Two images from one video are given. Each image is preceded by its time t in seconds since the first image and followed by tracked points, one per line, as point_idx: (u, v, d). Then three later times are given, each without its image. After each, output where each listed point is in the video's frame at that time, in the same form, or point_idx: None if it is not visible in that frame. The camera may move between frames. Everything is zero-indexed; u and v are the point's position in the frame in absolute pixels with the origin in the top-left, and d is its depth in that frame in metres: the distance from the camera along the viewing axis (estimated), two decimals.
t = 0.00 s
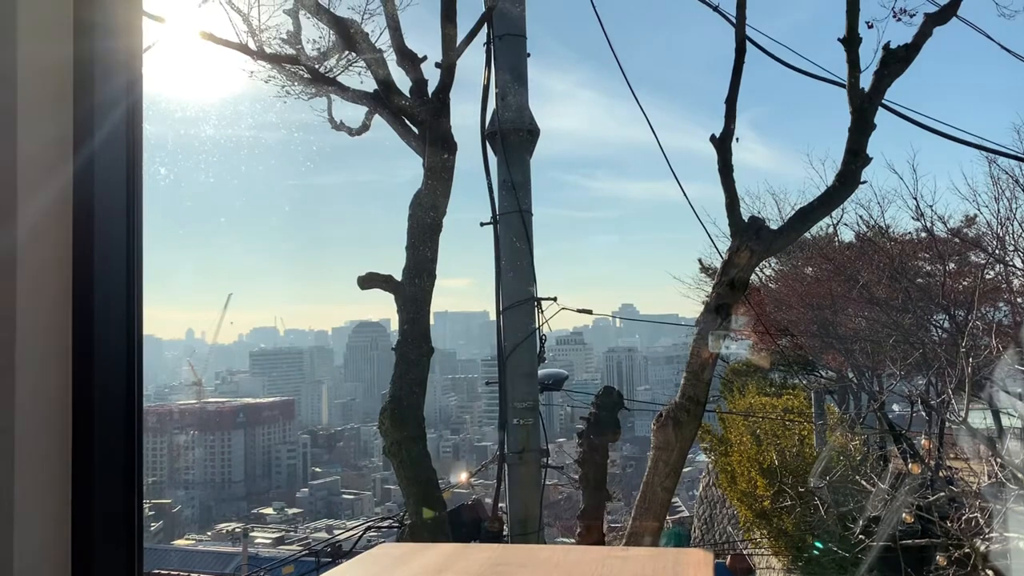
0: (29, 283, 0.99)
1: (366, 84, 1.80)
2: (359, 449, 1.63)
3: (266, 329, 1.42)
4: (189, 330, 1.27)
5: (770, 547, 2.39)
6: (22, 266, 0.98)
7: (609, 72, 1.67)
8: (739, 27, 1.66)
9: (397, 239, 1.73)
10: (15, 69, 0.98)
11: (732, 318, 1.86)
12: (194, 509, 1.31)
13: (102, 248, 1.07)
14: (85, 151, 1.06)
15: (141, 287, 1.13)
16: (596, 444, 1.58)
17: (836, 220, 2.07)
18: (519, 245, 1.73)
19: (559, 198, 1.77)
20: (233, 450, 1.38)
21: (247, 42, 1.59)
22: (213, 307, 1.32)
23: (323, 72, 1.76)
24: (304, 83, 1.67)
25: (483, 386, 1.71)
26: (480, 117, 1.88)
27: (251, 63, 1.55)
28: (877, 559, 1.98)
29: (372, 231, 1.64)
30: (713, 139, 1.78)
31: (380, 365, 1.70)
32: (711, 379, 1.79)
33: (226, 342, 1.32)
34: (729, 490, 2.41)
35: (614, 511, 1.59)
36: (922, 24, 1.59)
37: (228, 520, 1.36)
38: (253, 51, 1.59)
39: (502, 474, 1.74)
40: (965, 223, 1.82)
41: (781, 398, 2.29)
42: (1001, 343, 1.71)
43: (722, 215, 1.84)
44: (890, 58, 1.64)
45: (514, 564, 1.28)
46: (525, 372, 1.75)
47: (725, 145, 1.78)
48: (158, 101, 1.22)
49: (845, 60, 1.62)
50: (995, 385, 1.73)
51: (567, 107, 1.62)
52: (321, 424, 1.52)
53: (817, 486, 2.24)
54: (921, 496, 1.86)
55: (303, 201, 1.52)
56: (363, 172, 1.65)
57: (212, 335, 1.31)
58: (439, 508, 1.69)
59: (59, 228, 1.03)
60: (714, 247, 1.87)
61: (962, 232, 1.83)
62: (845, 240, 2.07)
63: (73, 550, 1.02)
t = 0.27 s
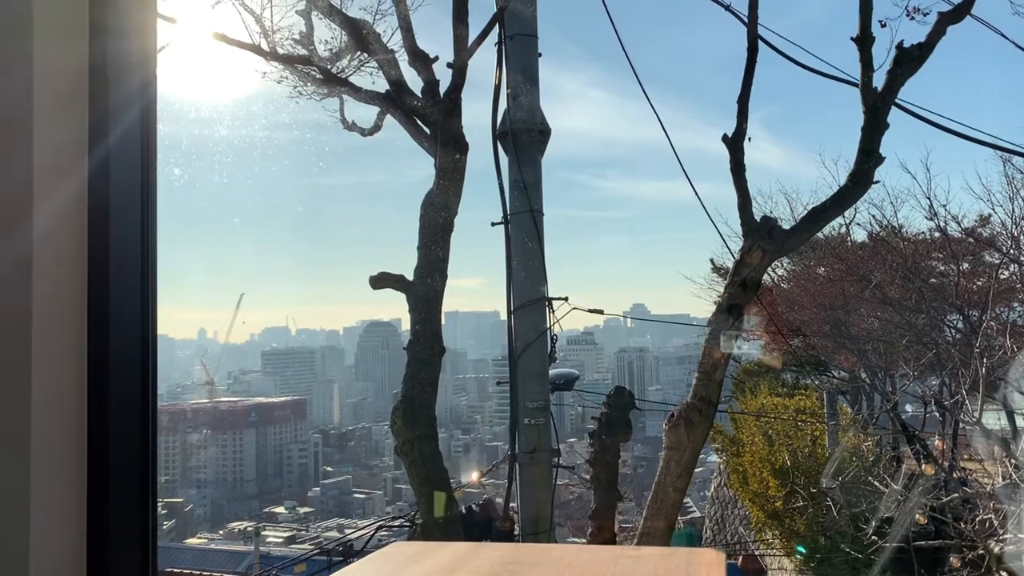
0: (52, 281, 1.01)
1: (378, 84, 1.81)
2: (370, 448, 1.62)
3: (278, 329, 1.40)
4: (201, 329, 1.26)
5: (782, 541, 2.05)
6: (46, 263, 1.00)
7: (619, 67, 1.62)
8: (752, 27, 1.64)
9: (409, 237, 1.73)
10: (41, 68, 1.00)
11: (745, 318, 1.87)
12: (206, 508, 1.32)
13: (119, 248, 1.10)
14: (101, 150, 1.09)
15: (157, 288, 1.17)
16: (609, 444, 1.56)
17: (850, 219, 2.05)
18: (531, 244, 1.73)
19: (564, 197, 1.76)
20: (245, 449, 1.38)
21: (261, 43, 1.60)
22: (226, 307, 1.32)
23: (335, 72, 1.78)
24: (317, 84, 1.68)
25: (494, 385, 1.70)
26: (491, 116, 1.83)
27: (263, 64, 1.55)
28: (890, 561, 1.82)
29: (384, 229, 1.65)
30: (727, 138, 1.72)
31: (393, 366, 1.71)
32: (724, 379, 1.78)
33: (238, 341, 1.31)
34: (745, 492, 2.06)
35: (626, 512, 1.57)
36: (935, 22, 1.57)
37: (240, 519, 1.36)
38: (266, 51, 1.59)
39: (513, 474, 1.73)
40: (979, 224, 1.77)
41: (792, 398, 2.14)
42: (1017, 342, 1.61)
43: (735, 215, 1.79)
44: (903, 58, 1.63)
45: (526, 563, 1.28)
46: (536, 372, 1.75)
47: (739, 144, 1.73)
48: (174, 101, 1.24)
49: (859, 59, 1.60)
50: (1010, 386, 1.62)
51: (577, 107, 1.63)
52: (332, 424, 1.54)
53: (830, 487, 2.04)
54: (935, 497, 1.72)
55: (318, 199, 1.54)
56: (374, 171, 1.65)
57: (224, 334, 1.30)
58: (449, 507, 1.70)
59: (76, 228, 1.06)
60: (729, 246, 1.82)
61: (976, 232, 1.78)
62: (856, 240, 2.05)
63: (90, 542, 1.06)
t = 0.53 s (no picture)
0: (66, 275, 1.07)
1: (391, 85, 1.79)
2: (383, 447, 1.60)
3: (292, 328, 1.41)
4: (217, 329, 1.30)
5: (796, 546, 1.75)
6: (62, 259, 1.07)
7: (632, 67, 1.62)
8: (766, 25, 1.64)
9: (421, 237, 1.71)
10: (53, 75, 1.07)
11: (758, 318, 1.79)
12: (220, 506, 1.36)
13: (135, 247, 1.14)
14: (116, 148, 1.13)
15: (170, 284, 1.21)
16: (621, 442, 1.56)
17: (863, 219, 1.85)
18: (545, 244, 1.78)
19: (580, 198, 1.76)
20: (258, 448, 1.40)
21: (275, 43, 1.61)
22: (241, 305, 1.35)
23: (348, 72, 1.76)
24: (331, 83, 1.68)
25: (507, 385, 1.73)
26: (504, 117, 1.86)
27: (277, 64, 1.55)
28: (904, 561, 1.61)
29: (397, 229, 1.64)
30: (740, 137, 1.68)
31: (407, 368, 1.71)
32: (737, 380, 1.73)
33: (252, 340, 1.33)
34: (756, 490, 1.76)
35: (638, 512, 1.55)
36: (952, 20, 1.55)
37: (254, 517, 1.40)
38: (281, 52, 1.60)
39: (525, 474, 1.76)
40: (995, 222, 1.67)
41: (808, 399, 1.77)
42: None
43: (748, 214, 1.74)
44: (920, 56, 1.58)
45: (540, 562, 1.30)
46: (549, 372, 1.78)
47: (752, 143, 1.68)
48: (189, 101, 1.27)
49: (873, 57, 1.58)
50: None
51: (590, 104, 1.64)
52: (346, 423, 1.52)
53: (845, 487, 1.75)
54: (950, 498, 1.52)
55: (329, 197, 1.52)
56: (387, 170, 1.65)
57: (238, 333, 1.33)
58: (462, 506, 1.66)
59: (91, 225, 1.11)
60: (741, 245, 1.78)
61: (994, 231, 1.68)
62: (871, 240, 1.83)
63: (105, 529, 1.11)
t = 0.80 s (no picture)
0: (89, 267, 1.16)
1: (407, 84, 1.80)
2: (398, 445, 1.60)
3: (308, 326, 1.43)
4: (232, 327, 1.34)
5: (811, 547, 1.53)
6: (84, 253, 1.16)
7: (647, 64, 1.60)
8: (782, 24, 1.58)
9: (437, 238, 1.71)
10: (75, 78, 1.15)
11: (775, 318, 1.66)
12: (236, 504, 1.38)
13: (155, 244, 1.24)
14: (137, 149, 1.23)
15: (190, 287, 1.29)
16: (636, 442, 1.57)
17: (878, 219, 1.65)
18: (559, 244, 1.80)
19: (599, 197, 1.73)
20: (275, 445, 1.41)
21: (290, 43, 1.63)
22: (257, 304, 1.39)
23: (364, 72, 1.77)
24: (346, 83, 1.69)
25: (521, 384, 1.73)
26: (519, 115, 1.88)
27: (294, 64, 1.58)
28: (922, 565, 1.43)
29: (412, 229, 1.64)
30: (757, 136, 1.59)
31: (421, 367, 1.68)
32: (754, 380, 1.60)
33: (267, 338, 1.37)
34: (770, 490, 1.56)
35: (653, 511, 1.57)
36: (970, 18, 1.51)
37: (270, 515, 1.41)
38: (297, 52, 1.62)
39: (541, 473, 1.76)
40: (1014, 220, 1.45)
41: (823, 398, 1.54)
42: None
43: (764, 214, 1.62)
44: (937, 54, 1.54)
45: (556, 560, 1.31)
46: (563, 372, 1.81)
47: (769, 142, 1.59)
48: (208, 104, 1.36)
49: (888, 55, 1.52)
50: None
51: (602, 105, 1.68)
52: (360, 421, 1.51)
53: (862, 488, 1.52)
54: (970, 499, 1.37)
55: (346, 199, 1.54)
56: (399, 169, 1.65)
57: (255, 331, 1.37)
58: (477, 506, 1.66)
59: (110, 220, 1.19)
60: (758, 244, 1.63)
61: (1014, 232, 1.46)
62: (889, 239, 1.63)
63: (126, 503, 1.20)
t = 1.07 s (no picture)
0: (114, 253, 1.29)
1: (422, 83, 1.77)
2: (414, 443, 1.59)
3: (323, 324, 1.46)
4: (250, 326, 1.46)
5: (830, 545, 1.49)
6: (110, 237, 1.28)
7: (663, 61, 1.62)
8: (800, 19, 1.57)
9: (452, 231, 1.69)
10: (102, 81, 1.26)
11: (792, 315, 1.58)
12: (253, 501, 1.49)
13: (174, 232, 1.38)
14: (158, 146, 1.36)
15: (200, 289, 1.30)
16: (653, 439, 1.60)
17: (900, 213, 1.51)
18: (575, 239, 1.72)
19: (617, 192, 1.69)
20: (292, 442, 1.48)
21: (309, 43, 1.66)
22: (275, 303, 1.46)
23: (381, 71, 1.75)
24: (363, 82, 1.69)
25: (537, 381, 1.70)
26: (535, 112, 1.79)
27: (311, 63, 1.63)
28: (942, 563, 1.41)
29: (428, 227, 1.64)
30: (774, 132, 1.56)
31: (437, 368, 1.66)
32: (773, 379, 1.59)
33: (284, 336, 1.44)
34: (788, 489, 1.53)
35: (670, 509, 1.61)
36: (992, 12, 1.42)
37: (287, 512, 1.48)
38: (314, 51, 1.65)
39: (558, 470, 1.73)
40: None
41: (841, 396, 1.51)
42: None
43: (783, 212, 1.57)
44: (958, 49, 1.45)
45: (574, 557, 1.37)
46: (580, 368, 1.74)
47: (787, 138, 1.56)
48: (226, 101, 1.49)
49: (908, 51, 1.47)
50: None
51: (616, 103, 1.69)
52: (377, 418, 1.53)
53: (881, 487, 1.48)
54: (992, 498, 1.35)
55: (362, 196, 1.56)
56: (415, 166, 1.65)
57: (272, 329, 1.45)
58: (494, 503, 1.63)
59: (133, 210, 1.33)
60: (774, 241, 1.57)
61: None
62: (908, 237, 1.49)
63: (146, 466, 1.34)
